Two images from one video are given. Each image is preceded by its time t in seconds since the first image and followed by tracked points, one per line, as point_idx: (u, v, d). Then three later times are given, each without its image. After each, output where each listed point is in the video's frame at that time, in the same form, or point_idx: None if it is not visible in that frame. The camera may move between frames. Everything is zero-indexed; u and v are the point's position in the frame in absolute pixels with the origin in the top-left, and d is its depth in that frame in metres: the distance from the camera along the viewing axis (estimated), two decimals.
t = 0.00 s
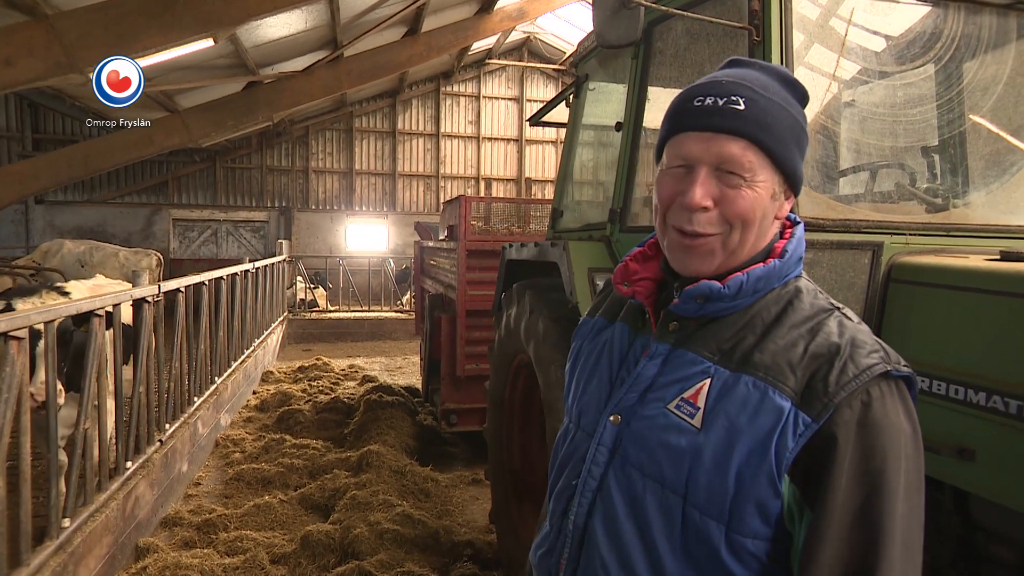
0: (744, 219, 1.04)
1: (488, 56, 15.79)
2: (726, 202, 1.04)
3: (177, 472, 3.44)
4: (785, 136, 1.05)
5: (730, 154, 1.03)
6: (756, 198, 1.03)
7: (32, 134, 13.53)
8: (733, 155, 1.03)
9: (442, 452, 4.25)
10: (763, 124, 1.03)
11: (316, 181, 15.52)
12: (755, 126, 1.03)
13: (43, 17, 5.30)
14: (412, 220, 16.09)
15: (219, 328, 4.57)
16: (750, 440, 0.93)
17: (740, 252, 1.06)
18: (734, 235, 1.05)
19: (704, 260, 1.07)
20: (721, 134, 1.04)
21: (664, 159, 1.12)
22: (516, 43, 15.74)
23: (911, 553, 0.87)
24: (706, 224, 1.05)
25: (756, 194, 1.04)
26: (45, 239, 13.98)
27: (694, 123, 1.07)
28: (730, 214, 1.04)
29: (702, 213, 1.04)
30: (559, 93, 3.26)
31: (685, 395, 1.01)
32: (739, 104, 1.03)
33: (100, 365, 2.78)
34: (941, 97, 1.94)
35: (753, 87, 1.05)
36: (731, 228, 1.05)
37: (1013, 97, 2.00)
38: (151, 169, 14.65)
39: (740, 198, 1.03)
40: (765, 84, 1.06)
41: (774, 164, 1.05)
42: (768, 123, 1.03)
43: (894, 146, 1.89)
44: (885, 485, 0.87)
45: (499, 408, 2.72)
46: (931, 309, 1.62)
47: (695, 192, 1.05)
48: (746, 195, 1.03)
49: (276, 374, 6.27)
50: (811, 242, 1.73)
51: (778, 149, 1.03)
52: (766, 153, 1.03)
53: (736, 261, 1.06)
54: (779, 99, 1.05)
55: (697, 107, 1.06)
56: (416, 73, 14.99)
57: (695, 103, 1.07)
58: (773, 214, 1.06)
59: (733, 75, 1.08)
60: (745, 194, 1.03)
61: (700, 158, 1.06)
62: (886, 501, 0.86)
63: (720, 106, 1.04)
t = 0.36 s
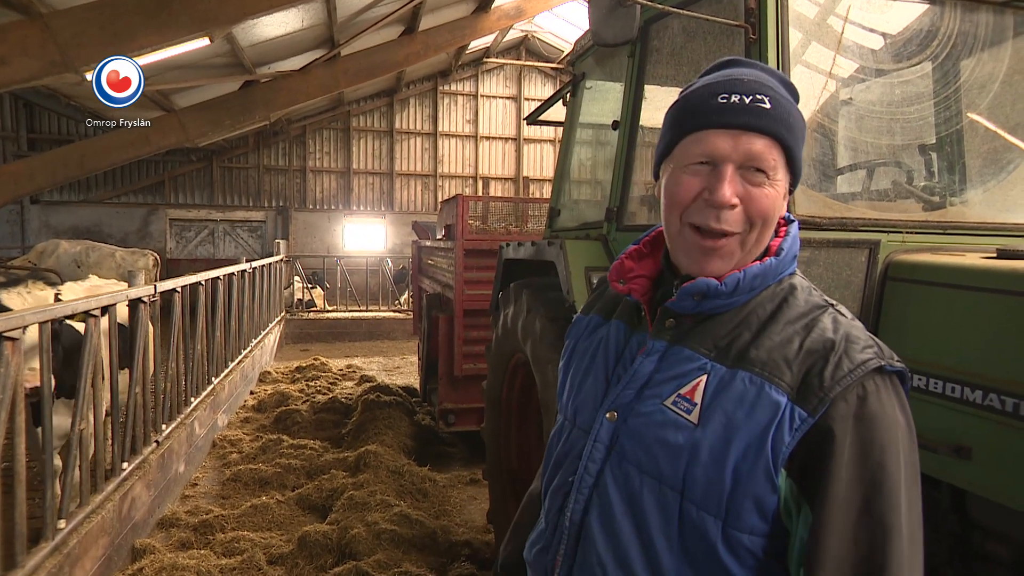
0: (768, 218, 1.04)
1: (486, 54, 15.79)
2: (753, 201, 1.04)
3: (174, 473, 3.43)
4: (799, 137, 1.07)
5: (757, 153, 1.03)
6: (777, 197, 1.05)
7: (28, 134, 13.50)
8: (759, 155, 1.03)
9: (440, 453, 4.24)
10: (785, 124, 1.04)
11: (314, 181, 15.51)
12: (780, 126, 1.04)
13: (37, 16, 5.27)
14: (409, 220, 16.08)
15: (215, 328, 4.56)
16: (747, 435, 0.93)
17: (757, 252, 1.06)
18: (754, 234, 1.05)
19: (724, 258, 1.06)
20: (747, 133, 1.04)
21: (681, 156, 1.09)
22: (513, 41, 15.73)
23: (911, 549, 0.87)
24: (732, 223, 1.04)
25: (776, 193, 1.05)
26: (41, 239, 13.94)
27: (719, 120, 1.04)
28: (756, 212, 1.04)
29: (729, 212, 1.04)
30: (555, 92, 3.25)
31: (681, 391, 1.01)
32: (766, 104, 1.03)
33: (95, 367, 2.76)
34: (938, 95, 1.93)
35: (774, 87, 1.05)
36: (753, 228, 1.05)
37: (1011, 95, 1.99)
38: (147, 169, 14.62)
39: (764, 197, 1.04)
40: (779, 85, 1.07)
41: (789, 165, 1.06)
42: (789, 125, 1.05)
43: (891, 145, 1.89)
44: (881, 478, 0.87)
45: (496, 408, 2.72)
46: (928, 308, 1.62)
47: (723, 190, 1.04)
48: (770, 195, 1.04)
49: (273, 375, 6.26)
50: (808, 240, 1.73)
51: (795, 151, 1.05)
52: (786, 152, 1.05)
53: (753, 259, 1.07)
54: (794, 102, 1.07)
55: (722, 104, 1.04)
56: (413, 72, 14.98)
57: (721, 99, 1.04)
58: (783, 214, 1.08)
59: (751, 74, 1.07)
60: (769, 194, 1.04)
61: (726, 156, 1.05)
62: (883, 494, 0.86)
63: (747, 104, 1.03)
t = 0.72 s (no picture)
0: (716, 219, 1.03)
1: (483, 54, 15.80)
2: (698, 203, 1.03)
3: (169, 474, 3.42)
4: (758, 134, 1.03)
5: (701, 155, 1.02)
6: (729, 197, 1.02)
7: (23, 132, 13.47)
8: (702, 157, 1.02)
9: (436, 453, 4.24)
10: (732, 123, 1.01)
11: (310, 180, 15.50)
12: (725, 127, 1.01)
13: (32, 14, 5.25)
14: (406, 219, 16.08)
15: (211, 328, 4.54)
16: (736, 435, 0.92)
17: (716, 253, 1.05)
18: (709, 235, 1.04)
19: (682, 260, 1.06)
20: (688, 136, 1.03)
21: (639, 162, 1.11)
22: (510, 40, 15.74)
23: (890, 548, 0.88)
24: (679, 226, 1.04)
25: (729, 193, 1.03)
26: (35, 238, 13.91)
27: (665, 126, 1.06)
28: (702, 214, 1.03)
29: (674, 215, 1.04)
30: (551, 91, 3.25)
31: (671, 391, 1.01)
32: (707, 106, 1.02)
33: (89, 367, 2.75)
34: (934, 95, 1.92)
35: (724, 87, 1.03)
36: (704, 229, 1.04)
37: (1006, 94, 1.99)
38: (144, 168, 14.59)
39: (712, 198, 1.02)
40: (737, 83, 1.04)
41: (747, 164, 1.03)
42: (740, 124, 1.01)
43: (887, 144, 1.88)
44: (866, 478, 0.87)
45: (492, 408, 2.72)
46: (924, 308, 1.61)
47: (668, 193, 1.04)
48: (719, 195, 1.02)
49: (269, 374, 6.25)
50: (804, 241, 1.73)
51: (751, 148, 1.02)
52: (737, 152, 1.02)
53: (716, 260, 1.05)
54: (752, 99, 1.03)
55: (668, 110, 1.05)
56: (410, 71, 14.97)
57: (666, 105, 1.06)
58: (748, 213, 1.05)
59: (704, 75, 1.06)
60: (717, 195, 1.02)
61: (672, 159, 1.05)
62: (868, 494, 0.86)
63: (689, 108, 1.03)
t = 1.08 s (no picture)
0: (673, 221, 1.04)
1: (482, 51, 15.78)
2: (654, 206, 1.04)
3: (166, 472, 3.41)
4: (713, 135, 1.02)
5: (654, 160, 1.04)
6: (685, 200, 1.03)
7: (20, 129, 13.46)
8: (653, 161, 1.04)
9: (433, 451, 4.23)
10: (679, 129, 1.01)
11: (309, 178, 15.49)
12: (674, 132, 1.02)
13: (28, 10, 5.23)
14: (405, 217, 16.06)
15: (208, 326, 4.54)
16: (707, 429, 0.92)
17: (682, 251, 1.06)
18: (670, 236, 1.06)
19: (648, 259, 1.09)
20: (640, 142, 1.05)
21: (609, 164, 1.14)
22: (509, 38, 15.71)
23: (871, 546, 0.86)
24: (640, 228, 1.07)
25: (685, 195, 1.03)
26: (32, 235, 13.91)
27: (623, 131, 1.08)
28: (660, 216, 1.04)
29: (633, 218, 1.07)
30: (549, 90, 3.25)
31: (648, 385, 1.00)
32: (655, 112, 1.03)
33: (84, 365, 2.73)
34: (933, 93, 1.92)
35: (675, 90, 1.03)
36: (664, 230, 1.05)
37: (1004, 93, 1.98)
38: (142, 166, 14.57)
39: (668, 201, 1.04)
40: (692, 84, 1.04)
41: (704, 164, 1.03)
42: (689, 127, 1.01)
43: (885, 143, 1.87)
44: (839, 475, 0.86)
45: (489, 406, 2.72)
46: (920, 307, 1.61)
47: (625, 198, 1.07)
48: (674, 199, 1.03)
49: (267, 373, 6.24)
50: (803, 240, 1.72)
51: (704, 150, 1.01)
52: (690, 155, 1.02)
53: (682, 259, 1.07)
54: (706, 99, 1.02)
55: (624, 116, 1.08)
56: (409, 69, 14.96)
57: (623, 112, 1.08)
58: (713, 210, 1.05)
59: (661, 78, 1.06)
60: (671, 197, 1.03)
61: (629, 164, 1.07)
62: (843, 490, 0.85)
63: (639, 115, 1.04)
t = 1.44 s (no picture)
0: (676, 217, 1.03)
1: (476, 53, 15.78)
2: (659, 200, 1.04)
3: (158, 474, 3.40)
4: (720, 133, 1.02)
5: (661, 154, 1.03)
6: (689, 196, 1.03)
7: (11, 130, 13.39)
8: (659, 155, 1.03)
9: (427, 453, 4.23)
10: (690, 122, 1.02)
11: (303, 180, 15.46)
12: (683, 126, 1.02)
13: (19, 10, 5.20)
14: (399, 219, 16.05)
15: (201, 328, 4.52)
16: (703, 432, 0.92)
17: (682, 250, 1.06)
18: (670, 232, 1.05)
19: (646, 256, 1.07)
20: (648, 135, 1.05)
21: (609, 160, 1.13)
22: (503, 40, 15.72)
23: (860, 548, 0.87)
24: (641, 223, 1.06)
25: (690, 192, 1.03)
26: (23, 237, 13.84)
27: (630, 124, 1.07)
28: (663, 211, 1.04)
29: (635, 212, 1.05)
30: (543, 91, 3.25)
31: (643, 388, 1.00)
32: (666, 105, 1.03)
33: (75, 368, 2.71)
34: (925, 96, 1.93)
35: (685, 86, 1.03)
36: (666, 226, 1.05)
37: (994, 96, 2.00)
38: (134, 167, 14.51)
39: (672, 196, 1.03)
40: (700, 82, 1.05)
41: (709, 162, 1.03)
42: (698, 123, 1.02)
43: (877, 145, 1.88)
44: (832, 479, 0.87)
45: (482, 408, 2.71)
46: (912, 308, 1.62)
47: (629, 190, 1.06)
48: (678, 193, 1.03)
49: (260, 375, 6.22)
50: (795, 241, 1.73)
51: (710, 147, 1.02)
52: (698, 150, 1.02)
53: (680, 257, 1.06)
54: (714, 98, 1.03)
55: (632, 110, 1.07)
56: (403, 70, 14.94)
57: (631, 105, 1.07)
58: (714, 210, 1.05)
59: (670, 75, 1.07)
60: (676, 192, 1.03)
61: (635, 158, 1.06)
62: (834, 493, 0.86)
63: (649, 108, 1.04)
